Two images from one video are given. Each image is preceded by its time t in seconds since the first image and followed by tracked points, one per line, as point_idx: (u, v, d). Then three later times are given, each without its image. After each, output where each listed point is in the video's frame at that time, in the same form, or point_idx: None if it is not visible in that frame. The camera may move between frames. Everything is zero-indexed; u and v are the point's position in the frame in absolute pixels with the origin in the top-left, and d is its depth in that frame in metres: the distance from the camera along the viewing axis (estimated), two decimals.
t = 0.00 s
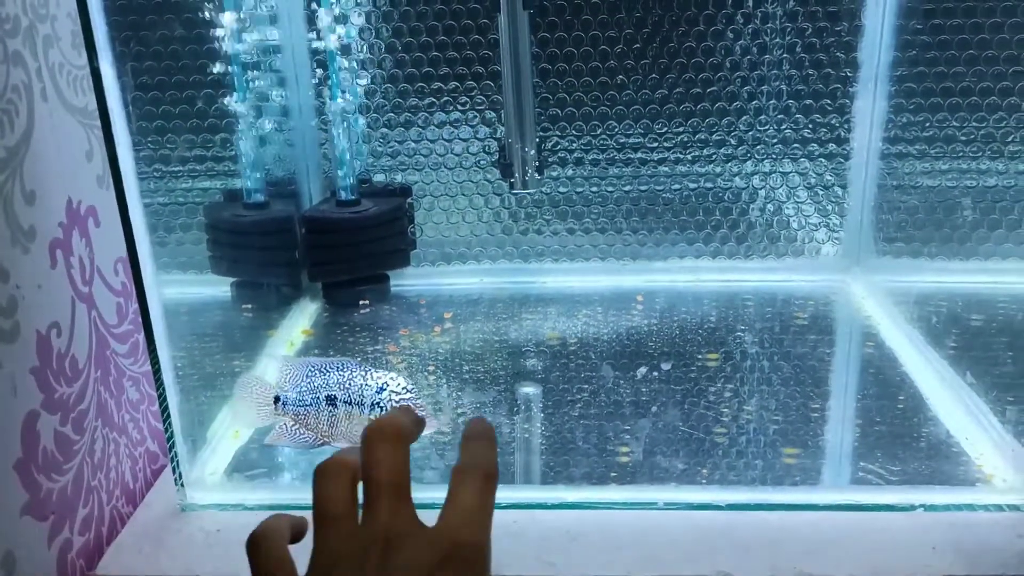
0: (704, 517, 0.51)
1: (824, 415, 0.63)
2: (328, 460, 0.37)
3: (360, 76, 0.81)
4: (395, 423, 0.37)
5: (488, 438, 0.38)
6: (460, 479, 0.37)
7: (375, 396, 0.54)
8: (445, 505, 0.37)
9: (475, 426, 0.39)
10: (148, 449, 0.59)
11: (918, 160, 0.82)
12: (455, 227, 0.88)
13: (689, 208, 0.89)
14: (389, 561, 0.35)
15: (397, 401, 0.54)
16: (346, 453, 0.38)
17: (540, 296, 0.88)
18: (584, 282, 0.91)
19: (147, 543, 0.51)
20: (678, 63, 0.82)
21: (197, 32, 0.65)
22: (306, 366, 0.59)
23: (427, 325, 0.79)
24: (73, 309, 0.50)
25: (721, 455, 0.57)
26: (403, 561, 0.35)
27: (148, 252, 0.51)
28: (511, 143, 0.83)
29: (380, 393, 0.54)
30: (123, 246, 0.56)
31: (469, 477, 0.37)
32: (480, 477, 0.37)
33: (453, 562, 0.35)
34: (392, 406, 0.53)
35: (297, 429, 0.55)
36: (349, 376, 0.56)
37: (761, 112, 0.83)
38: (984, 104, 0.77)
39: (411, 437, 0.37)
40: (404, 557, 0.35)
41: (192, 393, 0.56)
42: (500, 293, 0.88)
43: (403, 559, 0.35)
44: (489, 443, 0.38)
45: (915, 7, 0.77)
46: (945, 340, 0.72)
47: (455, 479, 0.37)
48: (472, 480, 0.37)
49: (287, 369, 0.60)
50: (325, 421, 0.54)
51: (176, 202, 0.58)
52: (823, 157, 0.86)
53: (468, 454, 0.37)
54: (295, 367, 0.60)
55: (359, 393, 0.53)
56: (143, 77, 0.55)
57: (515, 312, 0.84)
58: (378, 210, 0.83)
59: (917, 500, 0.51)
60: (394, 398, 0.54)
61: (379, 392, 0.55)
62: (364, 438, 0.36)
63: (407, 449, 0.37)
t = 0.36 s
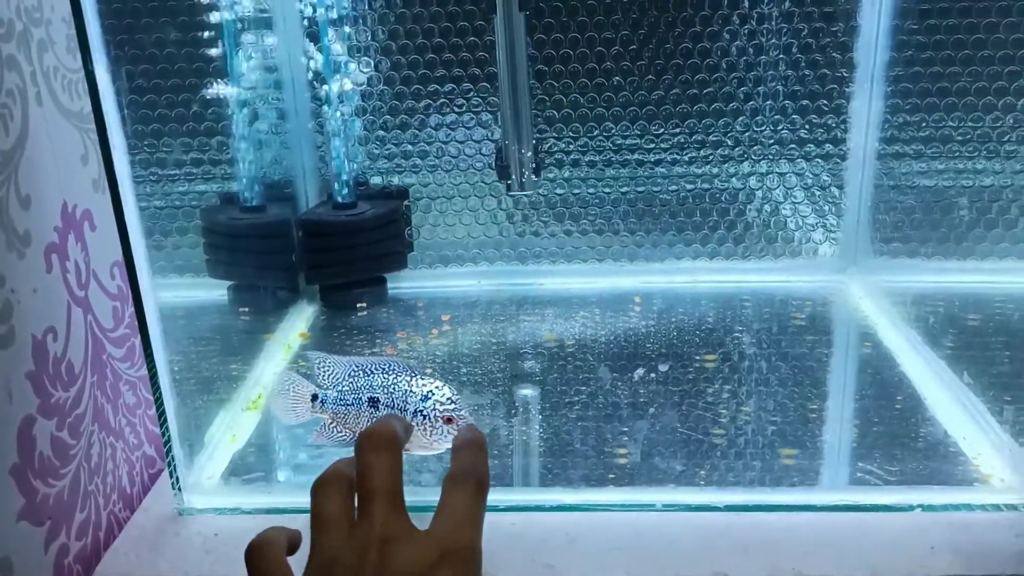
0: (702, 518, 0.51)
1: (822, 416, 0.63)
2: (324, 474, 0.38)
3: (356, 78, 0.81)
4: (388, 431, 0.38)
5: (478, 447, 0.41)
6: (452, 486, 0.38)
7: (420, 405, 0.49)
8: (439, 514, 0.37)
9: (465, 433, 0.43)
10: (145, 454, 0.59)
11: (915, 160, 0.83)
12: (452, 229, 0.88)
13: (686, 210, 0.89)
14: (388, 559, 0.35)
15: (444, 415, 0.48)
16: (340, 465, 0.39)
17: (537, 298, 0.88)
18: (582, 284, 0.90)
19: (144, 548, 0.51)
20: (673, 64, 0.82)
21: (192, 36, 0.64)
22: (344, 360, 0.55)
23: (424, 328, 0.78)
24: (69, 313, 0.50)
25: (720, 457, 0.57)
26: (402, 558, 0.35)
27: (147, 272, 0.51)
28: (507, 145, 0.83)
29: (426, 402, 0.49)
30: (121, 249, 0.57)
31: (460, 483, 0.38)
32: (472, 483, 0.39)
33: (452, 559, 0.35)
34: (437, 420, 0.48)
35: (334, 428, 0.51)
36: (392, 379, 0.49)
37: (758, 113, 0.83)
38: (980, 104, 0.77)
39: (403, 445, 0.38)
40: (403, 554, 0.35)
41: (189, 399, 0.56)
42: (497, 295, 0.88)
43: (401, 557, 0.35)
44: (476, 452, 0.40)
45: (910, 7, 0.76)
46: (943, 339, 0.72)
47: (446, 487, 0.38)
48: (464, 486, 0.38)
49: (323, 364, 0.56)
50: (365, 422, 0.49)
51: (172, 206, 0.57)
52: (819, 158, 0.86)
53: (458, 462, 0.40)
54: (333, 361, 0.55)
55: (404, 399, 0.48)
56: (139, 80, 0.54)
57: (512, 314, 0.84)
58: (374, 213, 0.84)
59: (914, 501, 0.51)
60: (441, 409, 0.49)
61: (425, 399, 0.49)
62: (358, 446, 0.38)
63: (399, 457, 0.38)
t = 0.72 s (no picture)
0: (699, 518, 0.51)
1: (818, 416, 0.63)
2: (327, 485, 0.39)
3: (353, 81, 0.81)
4: (392, 438, 0.40)
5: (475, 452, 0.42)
6: (451, 488, 0.39)
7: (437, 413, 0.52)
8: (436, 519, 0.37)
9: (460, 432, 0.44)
10: (143, 456, 0.59)
11: (910, 161, 0.83)
12: (449, 231, 0.88)
13: (682, 211, 0.90)
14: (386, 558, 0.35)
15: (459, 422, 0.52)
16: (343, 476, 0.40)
17: (534, 299, 0.88)
18: (577, 285, 0.91)
19: (142, 550, 0.51)
20: (669, 66, 0.82)
21: (189, 39, 0.64)
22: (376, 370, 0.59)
23: (421, 329, 0.78)
24: (66, 316, 0.50)
25: (716, 457, 0.57)
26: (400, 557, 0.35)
27: (143, 268, 0.51)
28: (504, 146, 0.84)
29: (443, 410, 0.53)
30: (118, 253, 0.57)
31: (459, 486, 0.39)
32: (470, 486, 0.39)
33: (451, 560, 0.35)
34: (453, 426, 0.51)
35: (354, 427, 0.55)
36: (417, 390, 0.54)
37: (753, 114, 0.84)
38: (975, 104, 0.77)
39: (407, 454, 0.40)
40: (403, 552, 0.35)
41: (188, 401, 0.56)
42: (494, 296, 0.88)
43: (400, 554, 0.35)
44: (474, 457, 0.41)
45: (906, 7, 0.76)
46: (938, 340, 0.72)
47: (444, 488, 0.39)
48: (462, 489, 0.39)
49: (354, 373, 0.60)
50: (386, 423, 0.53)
51: (170, 208, 0.57)
52: (814, 159, 0.87)
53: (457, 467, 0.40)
54: (365, 371, 0.60)
55: (424, 404, 0.52)
56: (135, 82, 0.54)
57: (509, 315, 0.84)
58: (371, 215, 0.84)
59: (910, 501, 0.51)
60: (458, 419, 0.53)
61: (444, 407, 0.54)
62: (365, 457, 0.39)
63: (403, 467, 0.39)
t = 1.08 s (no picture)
0: (696, 518, 0.51)
1: (816, 414, 0.63)
2: (320, 505, 0.40)
3: (348, 79, 0.81)
4: (385, 454, 0.40)
5: (467, 464, 0.42)
6: (442, 501, 0.39)
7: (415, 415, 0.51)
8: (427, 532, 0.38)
9: (452, 445, 0.46)
10: (137, 457, 0.59)
11: (907, 159, 0.83)
12: (445, 230, 0.88)
13: (680, 209, 0.89)
14: None
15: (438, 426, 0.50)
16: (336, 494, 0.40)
17: (530, 298, 0.88)
18: (572, 284, 0.90)
19: (135, 552, 0.50)
20: (665, 64, 0.82)
21: (183, 37, 0.64)
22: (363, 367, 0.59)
23: (417, 329, 0.78)
24: (58, 317, 0.49)
25: (715, 456, 0.57)
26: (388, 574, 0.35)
27: (137, 270, 0.50)
28: (500, 145, 0.84)
29: (422, 411, 0.51)
30: (110, 251, 0.56)
31: (449, 498, 0.39)
32: (461, 500, 0.39)
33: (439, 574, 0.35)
34: (430, 429, 0.50)
35: (342, 423, 0.54)
36: (398, 392, 0.52)
37: (750, 112, 0.84)
38: (972, 101, 0.77)
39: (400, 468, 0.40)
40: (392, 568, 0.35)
41: (182, 401, 0.55)
42: (490, 295, 0.88)
43: (388, 572, 0.35)
44: (465, 471, 0.41)
45: (902, 5, 0.77)
46: (936, 338, 0.72)
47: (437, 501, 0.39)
48: (453, 502, 0.39)
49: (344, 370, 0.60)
50: (369, 422, 0.51)
51: (165, 208, 0.57)
52: (811, 157, 0.87)
53: (449, 480, 0.40)
54: (353, 368, 0.59)
55: (403, 403, 0.51)
56: (128, 81, 0.54)
57: (506, 314, 0.84)
58: (366, 214, 0.84)
59: (908, 499, 0.51)
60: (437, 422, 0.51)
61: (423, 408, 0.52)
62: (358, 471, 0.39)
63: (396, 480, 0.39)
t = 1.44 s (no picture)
0: (682, 521, 0.51)
1: (803, 415, 0.63)
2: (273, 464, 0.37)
3: (335, 81, 0.81)
4: (332, 413, 0.35)
5: (431, 409, 0.38)
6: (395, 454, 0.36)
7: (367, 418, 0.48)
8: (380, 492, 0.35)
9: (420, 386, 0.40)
10: (121, 462, 0.58)
11: (894, 159, 0.82)
12: (433, 232, 0.88)
13: (668, 210, 0.90)
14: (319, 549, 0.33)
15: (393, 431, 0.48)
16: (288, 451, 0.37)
17: (518, 300, 0.87)
18: (556, 287, 0.89)
19: (118, 558, 0.50)
20: (652, 65, 0.82)
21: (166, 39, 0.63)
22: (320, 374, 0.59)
23: (405, 331, 0.77)
24: (39, 323, 0.49)
25: (701, 458, 0.57)
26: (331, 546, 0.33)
27: (116, 272, 0.49)
28: (487, 146, 0.84)
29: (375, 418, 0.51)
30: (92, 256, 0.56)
31: (406, 449, 0.36)
32: (417, 448, 0.36)
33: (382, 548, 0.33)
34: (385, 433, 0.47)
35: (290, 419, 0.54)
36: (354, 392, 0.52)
37: (737, 112, 0.84)
38: (958, 101, 0.76)
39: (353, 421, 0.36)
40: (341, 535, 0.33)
41: (166, 405, 0.55)
42: (479, 297, 0.87)
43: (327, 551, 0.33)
44: (427, 416, 0.37)
45: (887, 5, 0.77)
46: (923, 339, 0.70)
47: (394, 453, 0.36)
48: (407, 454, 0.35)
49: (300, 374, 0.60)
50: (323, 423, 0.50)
51: (149, 211, 0.56)
52: (800, 157, 0.87)
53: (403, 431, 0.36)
54: (309, 373, 0.60)
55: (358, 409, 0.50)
56: (112, 84, 0.54)
57: (494, 316, 0.83)
58: (353, 216, 0.83)
59: (893, 501, 0.51)
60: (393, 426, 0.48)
61: (375, 417, 0.51)
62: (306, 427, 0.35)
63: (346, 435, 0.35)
